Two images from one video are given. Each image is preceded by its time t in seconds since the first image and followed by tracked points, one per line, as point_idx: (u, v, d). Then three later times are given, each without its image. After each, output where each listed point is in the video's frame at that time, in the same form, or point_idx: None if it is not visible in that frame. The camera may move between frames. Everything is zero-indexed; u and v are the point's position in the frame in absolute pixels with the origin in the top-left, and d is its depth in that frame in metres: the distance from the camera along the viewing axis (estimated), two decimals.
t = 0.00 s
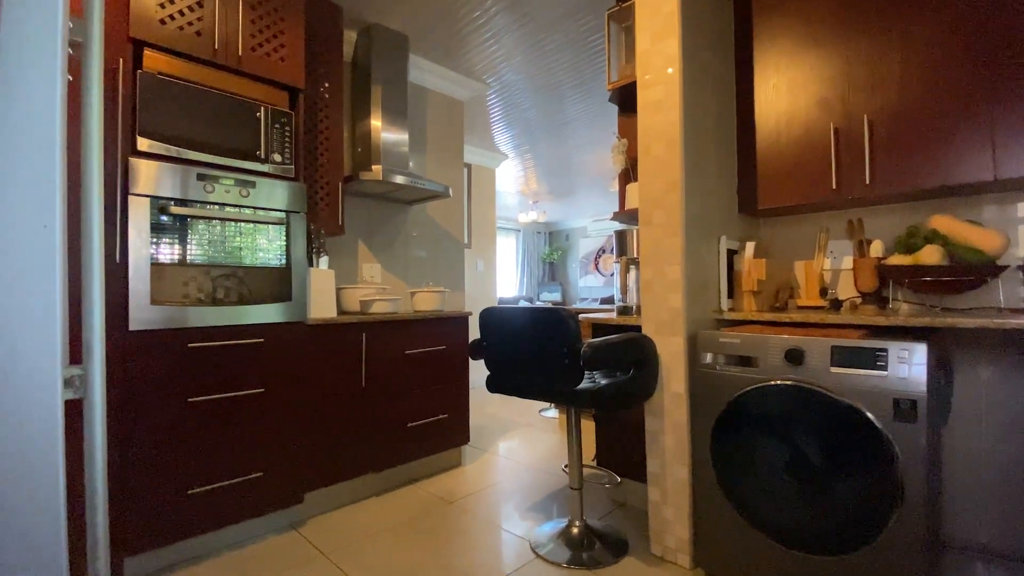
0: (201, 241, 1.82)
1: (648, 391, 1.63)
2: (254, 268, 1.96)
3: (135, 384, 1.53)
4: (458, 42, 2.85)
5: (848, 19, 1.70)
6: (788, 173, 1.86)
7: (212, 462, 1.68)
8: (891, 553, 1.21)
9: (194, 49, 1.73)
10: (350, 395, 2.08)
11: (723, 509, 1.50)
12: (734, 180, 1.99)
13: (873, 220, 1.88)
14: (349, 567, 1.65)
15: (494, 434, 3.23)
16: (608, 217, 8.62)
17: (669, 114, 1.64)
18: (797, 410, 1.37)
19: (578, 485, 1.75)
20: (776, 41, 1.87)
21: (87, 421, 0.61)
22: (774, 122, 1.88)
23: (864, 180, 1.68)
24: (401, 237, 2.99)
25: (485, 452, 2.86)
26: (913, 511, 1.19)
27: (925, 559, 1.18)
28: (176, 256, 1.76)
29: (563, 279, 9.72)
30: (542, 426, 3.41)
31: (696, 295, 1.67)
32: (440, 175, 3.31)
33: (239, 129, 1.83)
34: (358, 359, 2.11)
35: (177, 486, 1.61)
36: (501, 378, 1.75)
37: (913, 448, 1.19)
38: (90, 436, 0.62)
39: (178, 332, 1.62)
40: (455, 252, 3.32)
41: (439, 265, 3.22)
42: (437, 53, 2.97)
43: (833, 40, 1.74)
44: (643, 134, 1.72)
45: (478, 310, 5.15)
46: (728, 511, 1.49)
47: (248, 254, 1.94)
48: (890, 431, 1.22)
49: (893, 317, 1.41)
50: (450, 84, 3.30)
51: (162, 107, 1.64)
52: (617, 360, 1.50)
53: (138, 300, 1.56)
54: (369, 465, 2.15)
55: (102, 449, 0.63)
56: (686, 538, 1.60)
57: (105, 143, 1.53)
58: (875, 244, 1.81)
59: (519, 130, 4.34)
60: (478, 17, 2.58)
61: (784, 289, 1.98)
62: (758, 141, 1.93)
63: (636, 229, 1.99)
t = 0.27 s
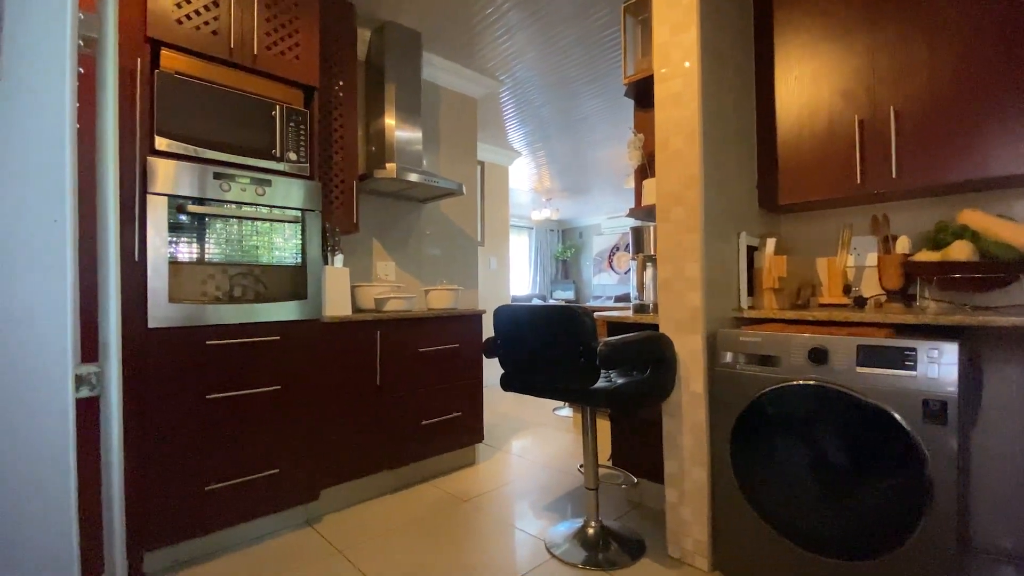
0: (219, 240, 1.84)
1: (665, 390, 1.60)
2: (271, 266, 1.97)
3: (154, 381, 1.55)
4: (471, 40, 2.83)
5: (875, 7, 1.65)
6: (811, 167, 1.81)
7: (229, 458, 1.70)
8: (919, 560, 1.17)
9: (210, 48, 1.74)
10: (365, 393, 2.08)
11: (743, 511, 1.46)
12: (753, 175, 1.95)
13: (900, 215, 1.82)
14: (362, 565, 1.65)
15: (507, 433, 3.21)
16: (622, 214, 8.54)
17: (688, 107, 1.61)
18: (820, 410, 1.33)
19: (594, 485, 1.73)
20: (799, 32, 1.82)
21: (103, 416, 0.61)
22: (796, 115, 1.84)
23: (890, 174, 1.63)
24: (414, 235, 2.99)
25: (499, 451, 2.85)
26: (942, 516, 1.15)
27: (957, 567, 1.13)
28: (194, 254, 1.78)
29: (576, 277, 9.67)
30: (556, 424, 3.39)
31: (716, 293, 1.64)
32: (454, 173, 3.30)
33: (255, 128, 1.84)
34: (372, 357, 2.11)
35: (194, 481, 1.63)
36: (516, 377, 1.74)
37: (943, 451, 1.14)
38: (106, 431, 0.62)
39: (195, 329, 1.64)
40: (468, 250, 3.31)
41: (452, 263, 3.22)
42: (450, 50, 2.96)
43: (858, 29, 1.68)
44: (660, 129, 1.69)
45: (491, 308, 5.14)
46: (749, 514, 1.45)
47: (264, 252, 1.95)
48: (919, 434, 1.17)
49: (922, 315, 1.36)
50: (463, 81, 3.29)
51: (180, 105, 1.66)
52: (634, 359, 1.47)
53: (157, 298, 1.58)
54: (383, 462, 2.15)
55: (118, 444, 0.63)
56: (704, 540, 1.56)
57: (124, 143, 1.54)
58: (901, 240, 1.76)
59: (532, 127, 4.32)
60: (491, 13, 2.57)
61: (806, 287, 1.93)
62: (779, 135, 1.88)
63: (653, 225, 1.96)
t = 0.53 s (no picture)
0: (234, 238, 1.85)
1: (681, 389, 1.58)
2: (285, 264, 1.98)
3: (170, 377, 1.57)
4: (482, 36, 2.82)
5: None
6: (831, 161, 1.76)
7: (245, 453, 1.72)
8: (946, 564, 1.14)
9: (224, 47, 1.75)
10: (378, 390, 2.09)
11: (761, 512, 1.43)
12: (772, 169, 1.90)
13: (925, 210, 1.77)
14: (376, 562, 1.65)
15: (519, 431, 3.20)
16: (634, 211, 8.47)
17: (706, 100, 1.57)
18: (842, 410, 1.30)
19: (608, 484, 1.71)
20: (819, 22, 1.78)
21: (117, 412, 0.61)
22: (816, 107, 1.79)
23: (914, 167, 1.58)
24: (426, 232, 2.98)
25: (512, 449, 2.85)
26: (969, 519, 1.12)
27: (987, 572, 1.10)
28: (210, 253, 1.79)
29: (588, 275, 9.62)
30: (568, 423, 3.37)
31: (733, 290, 1.60)
32: (466, 171, 3.30)
33: (268, 126, 1.84)
34: (385, 354, 2.11)
35: (211, 477, 1.65)
36: (529, 375, 1.72)
37: (971, 453, 1.11)
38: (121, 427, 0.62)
39: (211, 326, 1.65)
40: (480, 248, 3.30)
41: (464, 261, 3.21)
42: (462, 46, 2.95)
43: (880, 18, 1.63)
44: (676, 122, 1.66)
45: (502, 306, 5.13)
46: (768, 515, 1.42)
47: (278, 250, 1.96)
48: (948, 435, 1.13)
49: (950, 312, 1.32)
50: (475, 78, 3.28)
51: (195, 104, 1.67)
52: (650, 357, 1.45)
53: (174, 295, 1.59)
54: (396, 459, 2.15)
55: (134, 440, 0.63)
56: (721, 542, 1.54)
57: (140, 141, 1.56)
58: (926, 236, 1.70)
59: (544, 123, 4.30)
60: (503, 9, 2.55)
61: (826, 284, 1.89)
62: (799, 128, 1.84)
63: (669, 221, 1.93)
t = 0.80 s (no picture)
0: (248, 236, 1.86)
1: (697, 388, 1.55)
2: (298, 262, 1.99)
3: (186, 374, 1.58)
4: (493, 31, 2.80)
5: None
6: (852, 154, 1.71)
7: (259, 450, 1.73)
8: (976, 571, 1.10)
9: (237, 45, 1.75)
10: (391, 388, 2.09)
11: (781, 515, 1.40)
12: (790, 164, 1.86)
13: (951, 205, 1.71)
14: (389, 560, 1.65)
15: (531, 429, 3.19)
16: (646, 207, 8.40)
17: (723, 93, 1.54)
18: (865, 411, 1.26)
19: (622, 484, 1.69)
20: (840, 11, 1.73)
21: (130, 413, 0.61)
22: (837, 99, 1.74)
23: (940, 160, 1.53)
24: (438, 230, 2.98)
25: (523, 447, 2.84)
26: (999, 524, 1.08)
27: None
28: (224, 250, 1.80)
29: (599, 272, 9.56)
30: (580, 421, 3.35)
31: (751, 288, 1.57)
32: (477, 168, 3.28)
33: (281, 124, 1.84)
34: (398, 352, 2.11)
35: (226, 474, 1.66)
36: (541, 374, 1.71)
37: (1001, 456, 1.07)
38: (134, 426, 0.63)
39: (225, 324, 1.66)
40: (491, 245, 3.29)
41: (476, 258, 3.20)
42: (473, 42, 2.93)
43: (905, 6, 1.58)
44: (693, 116, 1.63)
45: (513, 304, 5.12)
46: (788, 518, 1.39)
47: (291, 248, 1.96)
48: (977, 437, 1.09)
49: (979, 310, 1.27)
50: (486, 73, 3.26)
51: (208, 102, 1.67)
52: (666, 356, 1.43)
53: (188, 293, 1.60)
54: (408, 457, 2.15)
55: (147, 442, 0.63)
56: (738, 544, 1.51)
57: (154, 140, 1.57)
58: (952, 232, 1.65)
59: (555, 119, 4.26)
60: (514, 4, 2.52)
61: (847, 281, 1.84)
62: (819, 121, 1.79)
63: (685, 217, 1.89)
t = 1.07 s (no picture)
0: (262, 234, 1.86)
1: (716, 389, 1.51)
2: (311, 260, 1.99)
3: (200, 372, 1.59)
4: (505, 26, 2.77)
5: None
6: (877, 147, 1.66)
7: (274, 447, 1.73)
8: None
9: (250, 42, 1.75)
10: (404, 386, 2.08)
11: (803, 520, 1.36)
12: (812, 158, 1.81)
13: (982, 199, 1.65)
14: (402, 559, 1.65)
15: (544, 427, 3.17)
16: (660, 204, 8.31)
17: (743, 84, 1.49)
18: (892, 413, 1.22)
19: (638, 485, 1.66)
20: None
21: (138, 410, 0.63)
22: (861, 91, 1.68)
23: (971, 153, 1.47)
24: (450, 227, 2.97)
25: (536, 446, 2.82)
26: None
27: None
28: (239, 249, 1.81)
29: (611, 269, 9.50)
30: (593, 420, 3.32)
31: (772, 285, 1.53)
32: (489, 165, 3.26)
33: (294, 121, 1.84)
34: (410, 350, 2.10)
35: (240, 471, 1.67)
36: (556, 373, 1.68)
37: None
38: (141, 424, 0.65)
39: (239, 322, 1.66)
40: (503, 242, 3.27)
41: (488, 255, 3.18)
42: (485, 37, 2.91)
43: None
44: (711, 109, 1.58)
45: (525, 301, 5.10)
46: (811, 523, 1.35)
47: (305, 246, 1.96)
48: (1011, 441, 1.04)
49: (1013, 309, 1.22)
50: (498, 69, 3.23)
51: (222, 100, 1.67)
52: (684, 355, 1.39)
53: (203, 291, 1.61)
54: (421, 455, 2.15)
55: (156, 439, 0.65)
56: (758, 548, 1.47)
57: (170, 139, 1.57)
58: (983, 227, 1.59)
59: (568, 115, 4.22)
60: None
61: (871, 279, 1.79)
62: (842, 113, 1.74)
63: (702, 213, 1.85)
